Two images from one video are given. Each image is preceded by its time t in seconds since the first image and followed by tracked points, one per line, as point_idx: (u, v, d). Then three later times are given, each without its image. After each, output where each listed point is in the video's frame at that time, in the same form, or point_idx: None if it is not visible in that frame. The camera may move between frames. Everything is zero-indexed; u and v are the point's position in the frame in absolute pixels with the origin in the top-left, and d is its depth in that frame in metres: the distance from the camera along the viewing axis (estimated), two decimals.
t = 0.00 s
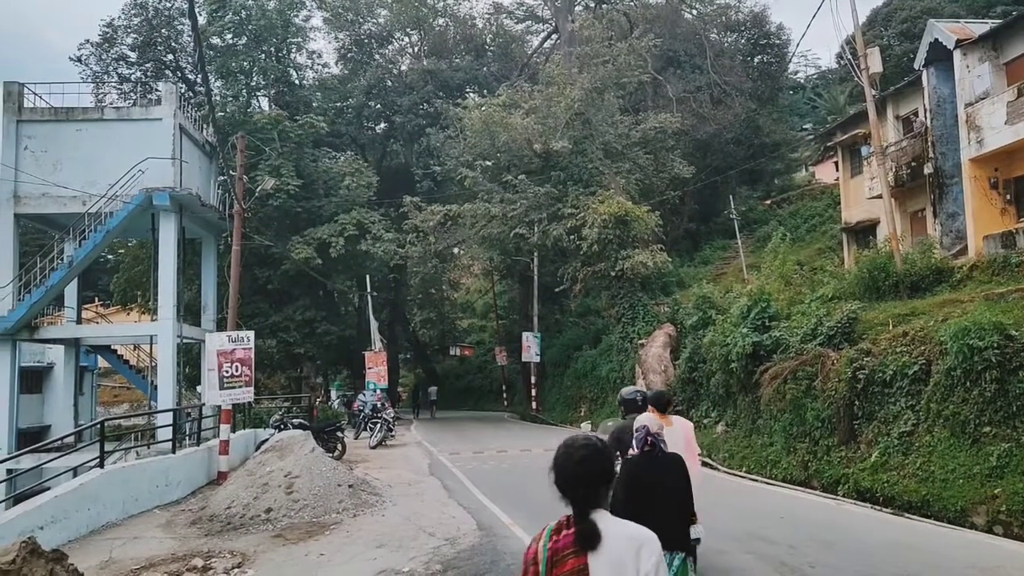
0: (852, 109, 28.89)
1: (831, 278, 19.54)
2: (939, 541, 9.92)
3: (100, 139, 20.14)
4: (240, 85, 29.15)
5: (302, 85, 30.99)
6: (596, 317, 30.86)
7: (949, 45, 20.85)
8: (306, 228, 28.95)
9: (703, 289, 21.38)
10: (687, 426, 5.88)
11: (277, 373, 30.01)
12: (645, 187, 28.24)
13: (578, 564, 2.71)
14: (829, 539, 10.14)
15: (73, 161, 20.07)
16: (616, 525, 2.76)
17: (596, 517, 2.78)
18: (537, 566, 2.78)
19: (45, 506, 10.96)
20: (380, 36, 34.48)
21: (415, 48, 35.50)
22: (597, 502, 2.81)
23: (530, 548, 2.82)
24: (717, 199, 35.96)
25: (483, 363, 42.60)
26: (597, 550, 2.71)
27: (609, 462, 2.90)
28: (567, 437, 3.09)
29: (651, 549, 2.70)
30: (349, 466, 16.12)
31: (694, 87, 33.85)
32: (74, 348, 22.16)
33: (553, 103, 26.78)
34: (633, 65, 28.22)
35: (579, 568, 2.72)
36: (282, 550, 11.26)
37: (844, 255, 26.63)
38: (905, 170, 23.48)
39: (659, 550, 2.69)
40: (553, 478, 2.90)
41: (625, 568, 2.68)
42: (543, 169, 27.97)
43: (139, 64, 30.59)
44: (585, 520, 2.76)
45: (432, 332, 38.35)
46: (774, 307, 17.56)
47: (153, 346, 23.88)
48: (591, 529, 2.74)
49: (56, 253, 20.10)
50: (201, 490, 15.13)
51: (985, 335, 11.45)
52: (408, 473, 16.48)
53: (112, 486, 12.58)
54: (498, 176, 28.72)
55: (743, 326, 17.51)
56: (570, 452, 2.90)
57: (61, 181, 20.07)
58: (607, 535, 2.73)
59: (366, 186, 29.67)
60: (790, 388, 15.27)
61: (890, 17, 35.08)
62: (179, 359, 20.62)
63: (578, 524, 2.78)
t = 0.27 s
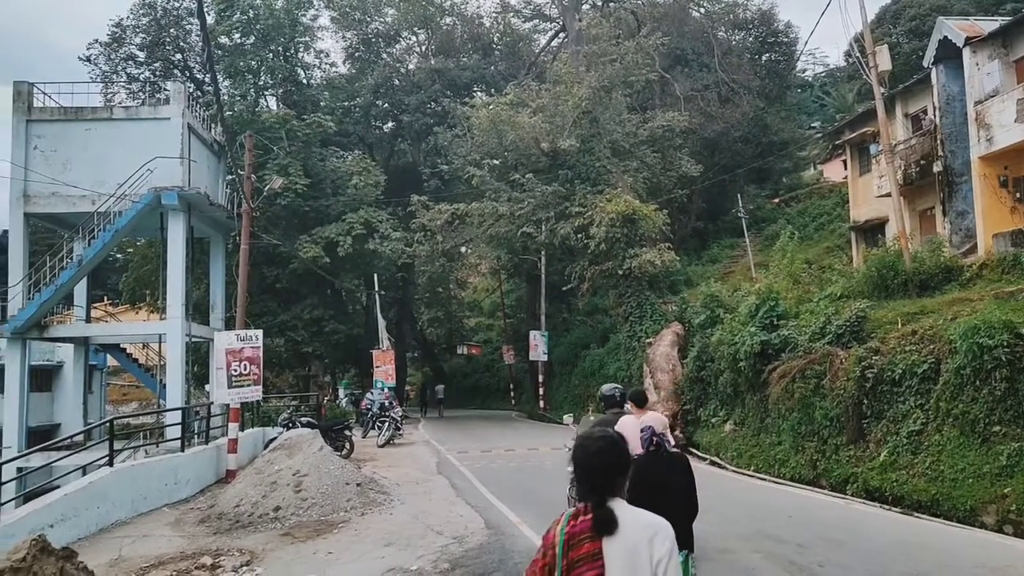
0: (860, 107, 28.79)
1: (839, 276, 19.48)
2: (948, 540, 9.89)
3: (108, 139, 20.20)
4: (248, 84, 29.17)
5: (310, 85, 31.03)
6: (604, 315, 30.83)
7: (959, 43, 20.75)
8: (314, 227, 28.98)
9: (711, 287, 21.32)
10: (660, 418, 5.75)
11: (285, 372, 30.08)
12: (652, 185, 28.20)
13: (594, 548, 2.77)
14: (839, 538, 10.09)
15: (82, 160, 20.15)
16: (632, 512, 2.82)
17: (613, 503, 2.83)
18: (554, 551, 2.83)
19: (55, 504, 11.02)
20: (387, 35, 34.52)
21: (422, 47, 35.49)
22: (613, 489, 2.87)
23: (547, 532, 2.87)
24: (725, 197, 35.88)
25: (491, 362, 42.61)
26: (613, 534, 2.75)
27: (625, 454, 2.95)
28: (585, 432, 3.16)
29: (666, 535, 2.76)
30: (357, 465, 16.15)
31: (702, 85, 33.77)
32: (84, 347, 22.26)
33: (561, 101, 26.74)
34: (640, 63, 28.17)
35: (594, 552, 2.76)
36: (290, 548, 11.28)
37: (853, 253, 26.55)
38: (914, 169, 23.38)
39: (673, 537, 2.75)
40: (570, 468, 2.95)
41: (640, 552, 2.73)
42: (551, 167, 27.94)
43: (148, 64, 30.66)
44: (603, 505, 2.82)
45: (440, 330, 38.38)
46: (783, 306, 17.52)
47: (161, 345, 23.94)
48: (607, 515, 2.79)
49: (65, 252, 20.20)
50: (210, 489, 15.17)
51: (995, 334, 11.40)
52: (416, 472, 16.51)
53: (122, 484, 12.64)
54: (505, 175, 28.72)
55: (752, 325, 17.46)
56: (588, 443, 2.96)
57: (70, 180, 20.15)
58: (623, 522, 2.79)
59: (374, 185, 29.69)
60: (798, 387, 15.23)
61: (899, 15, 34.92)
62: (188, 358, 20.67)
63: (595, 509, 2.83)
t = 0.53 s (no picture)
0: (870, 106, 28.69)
1: (849, 275, 19.43)
2: (958, 539, 9.86)
3: (118, 139, 20.28)
4: (257, 84, 29.21)
5: (318, 84, 31.10)
6: (612, 314, 30.78)
7: (969, 41, 20.65)
8: (322, 226, 29.02)
9: (720, 286, 21.28)
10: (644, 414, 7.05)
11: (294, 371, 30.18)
12: (661, 184, 28.16)
13: (610, 541, 2.84)
14: (848, 538, 10.07)
15: (93, 160, 20.24)
16: (648, 508, 2.90)
17: (630, 500, 2.91)
18: (571, 542, 2.89)
19: (66, 502, 11.09)
20: (395, 34, 34.55)
21: (430, 46, 35.50)
22: (632, 484, 2.93)
23: (566, 524, 2.95)
24: (734, 197, 35.88)
25: (499, 361, 42.62)
26: (629, 529, 2.83)
27: (643, 451, 3.01)
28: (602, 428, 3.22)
29: (680, 531, 2.85)
30: (365, 464, 16.17)
31: (710, 84, 33.68)
32: (93, 346, 22.34)
33: (569, 100, 26.72)
34: (649, 62, 28.15)
35: (610, 545, 2.84)
36: (300, 547, 11.30)
37: (862, 252, 26.47)
38: (923, 167, 23.27)
39: (688, 533, 2.83)
40: (587, 462, 3.02)
41: (654, 547, 2.82)
42: (559, 166, 27.93)
43: (157, 64, 30.75)
44: (620, 501, 2.89)
45: (448, 329, 38.41)
46: (792, 305, 17.49)
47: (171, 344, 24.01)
48: (624, 510, 2.87)
49: (75, 252, 20.28)
50: (219, 487, 15.22)
51: (1006, 333, 11.35)
52: (424, 471, 16.53)
53: (132, 482, 12.69)
54: (513, 174, 28.69)
55: (761, 324, 17.42)
56: (607, 440, 3.02)
57: (80, 180, 20.22)
58: (639, 517, 2.87)
59: (382, 184, 29.71)
60: (808, 386, 15.19)
61: (908, 12, 34.78)
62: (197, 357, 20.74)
63: (612, 504, 2.91)
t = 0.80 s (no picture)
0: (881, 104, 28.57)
1: (860, 274, 19.36)
2: (971, 539, 9.83)
3: (130, 139, 20.38)
4: (268, 84, 29.29)
5: (329, 85, 31.19)
6: (622, 314, 30.73)
7: (982, 38, 20.51)
8: (333, 226, 29.09)
9: (731, 285, 21.23)
10: (625, 411, 9.17)
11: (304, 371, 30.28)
12: (671, 183, 28.10)
13: (633, 537, 2.97)
14: (861, 538, 10.02)
15: (105, 161, 20.34)
16: (670, 506, 3.00)
17: (653, 498, 3.01)
18: (596, 539, 3.03)
19: (79, 501, 11.16)
20: (405, 34, 34.59)
21: (440, 46, 35.51)
22: (654, 483, 3.03)
23: (592, 521, 3.09)
24: (745, 196, 35.76)
25: (509, 361, 42.64)
26: (652, 526, 2.94)
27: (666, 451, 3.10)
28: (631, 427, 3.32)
29: (700, 527, 2.94)
30: (376, 463, 16.21)
31: (720, 82, 33.58)
32: (106, 346, 22.46)
33: (579, 99, 26.71)
34: (659, 61, 28.12)
35: (633, 541, 2.96)
36: (311, 545, 11.34)
37: (873, 251, 26.35)
38: (935, 165, 23.14)
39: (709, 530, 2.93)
40: (613, 462, 3.12)
41: (675, 544, 2.92)
42: (569, 166, 27.92)
43: (168, 64, 30.87)
44: (643, 499, 3.00)
45: (458, 329, 38.44)
46: (803, 304, 17.43)
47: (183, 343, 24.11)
48: (647, 508, 2.97)
49: (87, 252, 20.39)
50: (231, 486, 15.29)
51: (1019, 333, 11.26)
52: (435, 470, 16.55)
53: (144, 481, 12.76)
54: (523, 174, 28.68)
55: (772, 323, 17.38)
56: (630, 440, 3.12)
57: (92, 180, 20.32)
58: (662, 515, 2.97)
59: (392, 184, 29.75)
60: (819, 386, 15.14)
61: (920, 10, 34.60)
62: (208, 357, 20.83)
63: (635, 502, 3.02)
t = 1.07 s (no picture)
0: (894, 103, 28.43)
1: (873, 273, 19.28)
2: (986, 539, 9.78)
3: (143, 139, 20.48)
4: (279, 84, 29.37)
5: (340, 85, 31.30)
6: (634, 313, 30.67)
7: (995, 36, 20.40)
8: (344, 226, 29.15)
9: (743, 285, 21.16)
10: (612, 410, 10.98)
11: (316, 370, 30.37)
12: (683, 182, 28.04)
13: (661, 535, 3.09)
14: (874, 538, 9.98)
15: (118, 161, 20.44)
16: (696, 505, 3.13)
17: (680, 498, 3.14)
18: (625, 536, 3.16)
19: (94, 499, 11.25)
20: (417, 34, 34.63)
21: (451, 45, 35.53)
22: (680, 481, 3.16)
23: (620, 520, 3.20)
24: (757, 194, 35.65)
25: (520, 360, 42.65)
26: (680, 525, 3.07)
27: (689, 452, 3.24)
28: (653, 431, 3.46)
29: (725, 524, 3.08)
30: (388, 462, 16.24)
31: (732, 81, 33.48)
32: (119, 345, 22.58)
33: (590, 98, 26.68)
34: (670, 60, 28.08)
35: (661, 539, 3.09)
36: (323, 544, 11.38)
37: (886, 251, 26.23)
38: (949, 164, 22.98)
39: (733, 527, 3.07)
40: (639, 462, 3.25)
41: (701, 539, 3.06)
42: (580, 165, 27.89)
43: (181, 65, 30.99)
44: (670, 498, 3.12)
45: (469, 328, 38.48)
46: (815, 303, 17.37)
47: (195, 343, 24.20)
48: (675, 507, 3.10)
49: (101, 251, 20.49)
50: (244, 485, 15.36)
51: None
52: (447, 469, 16.57)
53: (158, 479, 12.83)
54: (534, 173, 28.66)
55: (784, 323, 17.33)
56: (656, 441, 3.26)
57: (106, 181, 20.42)
58: (689, 514, 3.11)
59: (403, 183, 29.78)
60: (832, 386, 15.09)
61: (933, 8, 34.39)
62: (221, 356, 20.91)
63: (663, 500, 3.14)
